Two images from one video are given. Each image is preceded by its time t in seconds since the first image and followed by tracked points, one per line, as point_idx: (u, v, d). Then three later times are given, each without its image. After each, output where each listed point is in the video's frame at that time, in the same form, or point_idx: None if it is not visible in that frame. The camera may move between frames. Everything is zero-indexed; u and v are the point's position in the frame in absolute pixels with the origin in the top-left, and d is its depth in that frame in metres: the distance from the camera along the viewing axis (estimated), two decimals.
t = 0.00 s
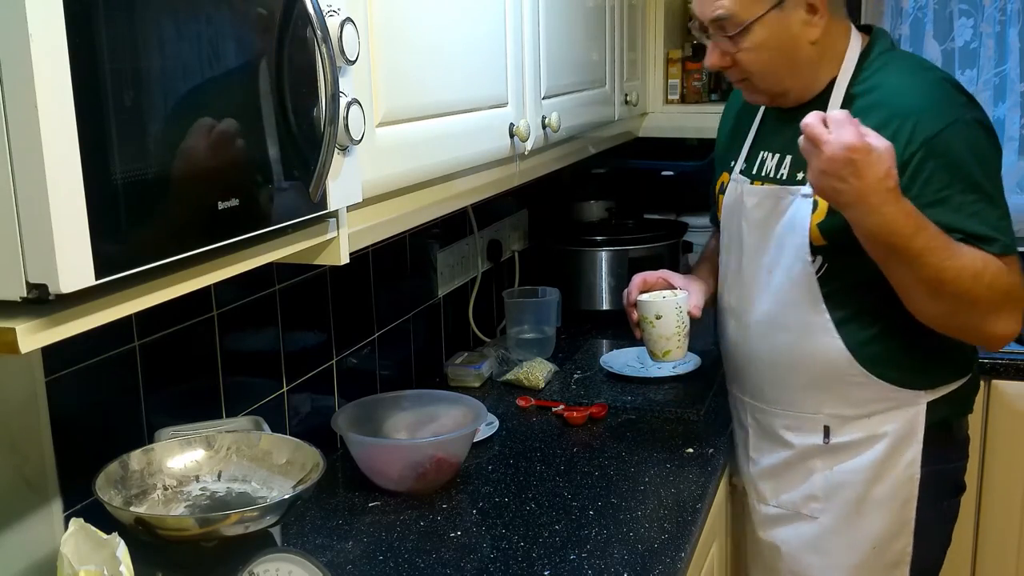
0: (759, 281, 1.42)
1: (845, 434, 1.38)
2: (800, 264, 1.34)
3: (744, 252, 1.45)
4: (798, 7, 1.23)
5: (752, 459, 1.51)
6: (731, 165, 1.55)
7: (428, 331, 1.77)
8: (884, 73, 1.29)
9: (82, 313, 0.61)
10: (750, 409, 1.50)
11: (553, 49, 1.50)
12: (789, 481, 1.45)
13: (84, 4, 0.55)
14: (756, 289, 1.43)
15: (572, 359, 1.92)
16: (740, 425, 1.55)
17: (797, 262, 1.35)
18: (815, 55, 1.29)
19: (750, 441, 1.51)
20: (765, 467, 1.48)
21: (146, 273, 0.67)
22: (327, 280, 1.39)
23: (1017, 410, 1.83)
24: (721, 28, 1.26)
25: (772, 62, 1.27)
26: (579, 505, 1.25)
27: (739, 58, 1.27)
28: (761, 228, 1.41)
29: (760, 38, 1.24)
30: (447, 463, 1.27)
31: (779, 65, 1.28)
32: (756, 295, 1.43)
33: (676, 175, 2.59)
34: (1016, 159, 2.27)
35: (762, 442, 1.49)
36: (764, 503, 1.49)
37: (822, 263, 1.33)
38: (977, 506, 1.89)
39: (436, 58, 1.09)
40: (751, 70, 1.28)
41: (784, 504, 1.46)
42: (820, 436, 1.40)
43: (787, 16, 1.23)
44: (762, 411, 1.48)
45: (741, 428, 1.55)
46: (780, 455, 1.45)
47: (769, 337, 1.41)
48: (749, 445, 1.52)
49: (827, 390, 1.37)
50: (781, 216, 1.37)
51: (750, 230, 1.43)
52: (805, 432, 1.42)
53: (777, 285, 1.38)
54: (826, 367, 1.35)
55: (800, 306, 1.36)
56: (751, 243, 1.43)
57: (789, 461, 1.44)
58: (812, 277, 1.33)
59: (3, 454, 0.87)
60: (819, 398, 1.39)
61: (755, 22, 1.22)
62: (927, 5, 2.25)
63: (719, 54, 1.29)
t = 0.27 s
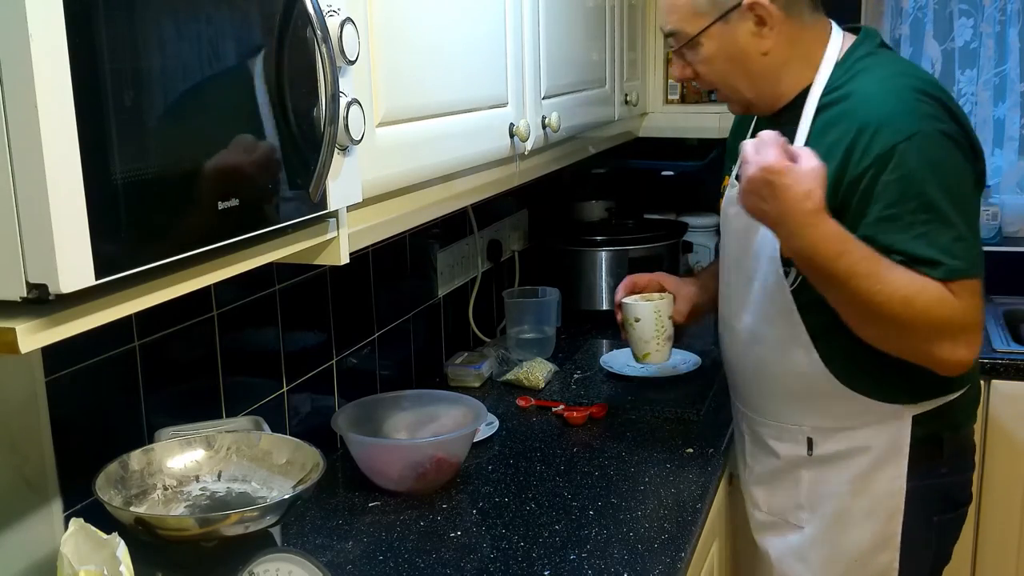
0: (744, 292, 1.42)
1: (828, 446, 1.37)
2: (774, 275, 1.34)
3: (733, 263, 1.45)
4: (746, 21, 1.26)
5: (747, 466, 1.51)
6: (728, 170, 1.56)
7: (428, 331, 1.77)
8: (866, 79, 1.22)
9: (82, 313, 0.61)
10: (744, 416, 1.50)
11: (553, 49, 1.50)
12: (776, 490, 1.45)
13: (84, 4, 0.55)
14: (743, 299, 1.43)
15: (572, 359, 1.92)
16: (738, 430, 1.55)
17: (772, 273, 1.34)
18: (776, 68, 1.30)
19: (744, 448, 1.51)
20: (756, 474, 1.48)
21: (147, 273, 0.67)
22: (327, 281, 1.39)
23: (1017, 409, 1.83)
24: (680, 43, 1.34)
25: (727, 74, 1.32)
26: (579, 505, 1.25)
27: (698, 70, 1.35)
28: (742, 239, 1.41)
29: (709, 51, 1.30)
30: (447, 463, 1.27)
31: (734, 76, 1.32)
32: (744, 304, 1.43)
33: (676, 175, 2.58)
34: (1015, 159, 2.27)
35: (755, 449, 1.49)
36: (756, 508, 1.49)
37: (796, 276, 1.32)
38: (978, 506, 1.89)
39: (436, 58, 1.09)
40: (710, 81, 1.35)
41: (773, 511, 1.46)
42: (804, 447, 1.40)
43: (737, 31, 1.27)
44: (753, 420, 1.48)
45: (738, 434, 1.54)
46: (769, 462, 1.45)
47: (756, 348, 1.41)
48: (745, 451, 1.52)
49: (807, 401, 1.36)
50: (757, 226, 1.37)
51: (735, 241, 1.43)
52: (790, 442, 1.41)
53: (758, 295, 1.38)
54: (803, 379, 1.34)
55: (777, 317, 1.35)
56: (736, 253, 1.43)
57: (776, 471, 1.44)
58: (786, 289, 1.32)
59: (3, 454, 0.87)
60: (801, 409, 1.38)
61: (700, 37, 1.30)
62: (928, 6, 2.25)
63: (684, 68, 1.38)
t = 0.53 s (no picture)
0: (744, 291, 1.42)
1: (827, 438, 1.38)
2: (773, 271, 1.33)
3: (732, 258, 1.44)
4: (737, 21, 1.26)
5: (744, 462, 1.51)
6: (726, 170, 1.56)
7: (428, 331, 1.77)
8: (858, 76, 1.22)
9: (82, 313, 0.61)
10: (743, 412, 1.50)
11: (553, 49, 1.50)
12: (778, 485, 1.45)
13: (84, 5, 0.55)
14: (741, 296, 1.42)
15: (573, 359, 1.92)
16: (735, 425, 1.55)
17: (772, 270, 1.34)
18: (770, 65, 1.30)
19: (742, 444, 1.51)
20: (755, 469, 1.48)
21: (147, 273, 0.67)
22: (327, 281, 1.39)
23: (1017, 409, 1.83)
24: (675, 43, 1.33)
25: (724, 74, 1.32)
26: (579, 505, 1.25)
27: (692, 70, 1.35)
28: (742, 234, 1.40)
29: (702, 52, 1.30)
30: (447, 463, 1.27)
31: (730, 75, 1.31)
32: (742, 302, 1.42)
33: (676, 175, 2.58)
34: (1015, 159, 2.27)
35: (753, 443, 1.48)
36: (755, 503, 1.49)
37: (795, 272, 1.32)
38: (977, 506, 1.89)
39: (436, 57, 1.09)
40: (706, 82, 1.34)
41: (773, 507, 1.46)
42: (803, 440, 1.40)
43: (729, 34, 1.27)
44: (750, 415, 1.47)
45: (735, 429, 1.54)
46: (767, 456, 1.45)
47: (755, 345, 1.41)
48: (742, 446, 1.51)
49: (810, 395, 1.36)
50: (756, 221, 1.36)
51: (735, 235, 1.42)
52: (791, 437, 1.41)
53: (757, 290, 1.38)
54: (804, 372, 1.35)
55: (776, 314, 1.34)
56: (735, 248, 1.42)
57: (776, 465, 1.44)
58: (785, 284, 1.32)
59: (3, 454, 0.87)
60: (801, 402, 1.38)
61: (693, 38, 1.30)
62: (928, 6, 2.25)
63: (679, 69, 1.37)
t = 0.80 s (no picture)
0: (755, 273, 1.41)
1: (842, 418, 1.38)
2: (795, 253, 1.33)
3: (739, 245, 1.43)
4: None
5: (746, 448, 1.49)
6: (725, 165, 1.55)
7: (428, 331, 1.77)
8: (874, 62, 1.27)
9: (81, 313, 0.61)
10: (744, 396, 1.48)
11: (553, 49, 1.50)
12: (785, 468, 1.44)
13: (84, 5, 0.55)
14: (752, 278, 1.42)
15: (573, 359, 1.92)
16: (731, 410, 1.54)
17: (792, 250, 1.34)
18: (820, 45, 1.30)
19: (744, 430, 1.50)
20: (759, 455, 1.47)
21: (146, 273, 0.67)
22: (327, 280, 1.39)
23: (1018, 409, 1.83)
24: (742, 17, 1.22)
25: (795, 49, 1.26)
26: (579, 505, 1.25)
27: (763, 45, 1.24)
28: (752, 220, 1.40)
29: (782, 25, 1.23)
30: (447, 463, 1.27)
31: (797, 54, 1.27)
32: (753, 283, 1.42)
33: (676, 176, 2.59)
34: (1015, 159, 2.27)
35: (755, 427, 1.47)
36: (759, 490, 1.48)
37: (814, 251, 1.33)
38: (977, 505, 1.89)
39: (436, 57, 1.09)
40: (774, 62, 1.27)
41: (778, 492, 1.45)
42: (818, 419, 1.39)
43: None
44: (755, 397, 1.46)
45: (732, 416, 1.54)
46: (777, 439, 1.44)
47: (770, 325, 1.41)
48: (742, 432, 1.50)
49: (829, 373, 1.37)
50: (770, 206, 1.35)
51: (743, 222, 1.41)
52: (801, 418, 1.41)
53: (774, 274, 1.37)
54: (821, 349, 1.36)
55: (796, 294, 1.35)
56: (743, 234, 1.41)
57: (785, 447, 1.43)
58: (808, 265, 1.32)
59: (3, 454, 0.87)
60: (817, 379, 1.38)
61: (775, 6, 1.22)
62: (928, 6, 2.25)
63: (743, 46, 1.25)
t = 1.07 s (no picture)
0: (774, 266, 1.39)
1: (863, 410, 1.38)
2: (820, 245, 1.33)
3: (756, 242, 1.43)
4: None
5: (762, 443, 1.50)
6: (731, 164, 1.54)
7: (428, 331, 1.77)
8: (889, 59, 1.31)
9: (81, 313, 0.61)
10: (761, 392, 1.49)
11: (553, 49, 1.50)
12: (804, 462, 1.44)
13: (83, 5, 0.55)
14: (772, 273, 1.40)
15: (573, 359, 1.92)
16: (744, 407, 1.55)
17: (818, 241, 1.33)
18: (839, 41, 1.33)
19: (760, 426, 1.50)
20: (777, 451, 1.47)
21: (146, 272, 0.67)
22: (327, 280, 1.39)
23: (1019, 410, 1.83)
24: (777, 8, 1.25)
25: (822, 42, 1.28)
26: (579, 505, 1.25)
27: (794, 37, 1.26)
28: (773, 214, 1.39)
29: (815, 16, 1.25)
30: (447, 463, 1.27)
31: (824, 47, 1.29)
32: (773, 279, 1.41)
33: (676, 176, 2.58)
34: (1016, 159, 2.26)
35: (773, 421, 1.47)
36: (777, 486, 1.48)
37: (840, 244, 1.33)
38: (978, 506, 1.89)
39: (436, 57, 1.09)
40: (803, 53, 1.28)
41: (796, 487, 1.45)
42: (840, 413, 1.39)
43: None
44: (774, 392, 1.46)
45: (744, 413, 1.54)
46: (796, 435, 1.44)
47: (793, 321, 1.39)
48: (758, 428, 1.50)
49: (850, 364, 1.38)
50: (793, 200, 1.35)
51: (762, 218, 1.41)
52: (823, 411, 1.41)
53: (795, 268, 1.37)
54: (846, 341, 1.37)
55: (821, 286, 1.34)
56: (762, 230, 1.41)
57: (806, 441, 1.43)
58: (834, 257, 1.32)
59: (3, 454, 0.87)
60: (841, 371, 1.38)
61: None
62: (927, 5, 2.25)
63: (775, 37, 1.26)
